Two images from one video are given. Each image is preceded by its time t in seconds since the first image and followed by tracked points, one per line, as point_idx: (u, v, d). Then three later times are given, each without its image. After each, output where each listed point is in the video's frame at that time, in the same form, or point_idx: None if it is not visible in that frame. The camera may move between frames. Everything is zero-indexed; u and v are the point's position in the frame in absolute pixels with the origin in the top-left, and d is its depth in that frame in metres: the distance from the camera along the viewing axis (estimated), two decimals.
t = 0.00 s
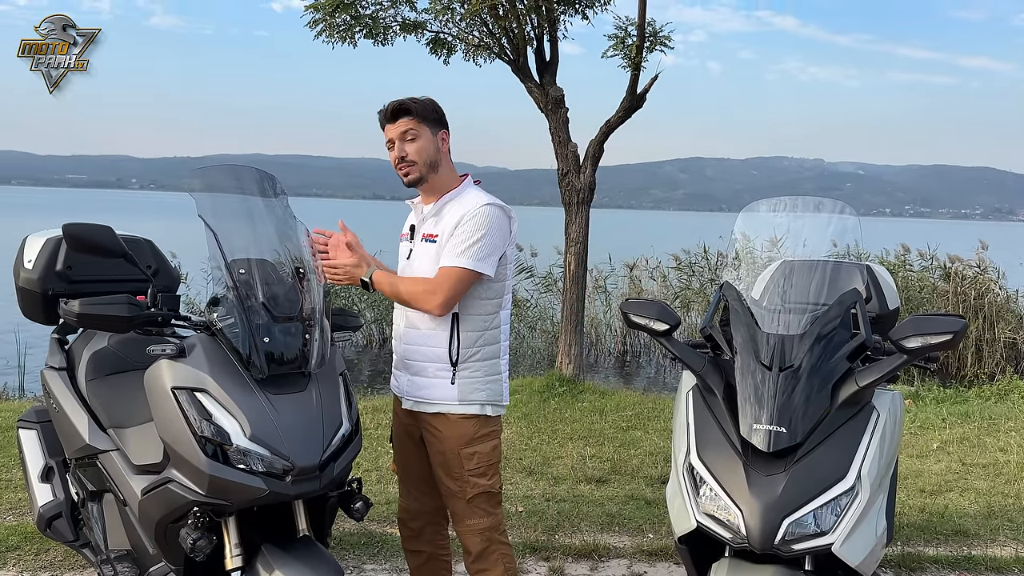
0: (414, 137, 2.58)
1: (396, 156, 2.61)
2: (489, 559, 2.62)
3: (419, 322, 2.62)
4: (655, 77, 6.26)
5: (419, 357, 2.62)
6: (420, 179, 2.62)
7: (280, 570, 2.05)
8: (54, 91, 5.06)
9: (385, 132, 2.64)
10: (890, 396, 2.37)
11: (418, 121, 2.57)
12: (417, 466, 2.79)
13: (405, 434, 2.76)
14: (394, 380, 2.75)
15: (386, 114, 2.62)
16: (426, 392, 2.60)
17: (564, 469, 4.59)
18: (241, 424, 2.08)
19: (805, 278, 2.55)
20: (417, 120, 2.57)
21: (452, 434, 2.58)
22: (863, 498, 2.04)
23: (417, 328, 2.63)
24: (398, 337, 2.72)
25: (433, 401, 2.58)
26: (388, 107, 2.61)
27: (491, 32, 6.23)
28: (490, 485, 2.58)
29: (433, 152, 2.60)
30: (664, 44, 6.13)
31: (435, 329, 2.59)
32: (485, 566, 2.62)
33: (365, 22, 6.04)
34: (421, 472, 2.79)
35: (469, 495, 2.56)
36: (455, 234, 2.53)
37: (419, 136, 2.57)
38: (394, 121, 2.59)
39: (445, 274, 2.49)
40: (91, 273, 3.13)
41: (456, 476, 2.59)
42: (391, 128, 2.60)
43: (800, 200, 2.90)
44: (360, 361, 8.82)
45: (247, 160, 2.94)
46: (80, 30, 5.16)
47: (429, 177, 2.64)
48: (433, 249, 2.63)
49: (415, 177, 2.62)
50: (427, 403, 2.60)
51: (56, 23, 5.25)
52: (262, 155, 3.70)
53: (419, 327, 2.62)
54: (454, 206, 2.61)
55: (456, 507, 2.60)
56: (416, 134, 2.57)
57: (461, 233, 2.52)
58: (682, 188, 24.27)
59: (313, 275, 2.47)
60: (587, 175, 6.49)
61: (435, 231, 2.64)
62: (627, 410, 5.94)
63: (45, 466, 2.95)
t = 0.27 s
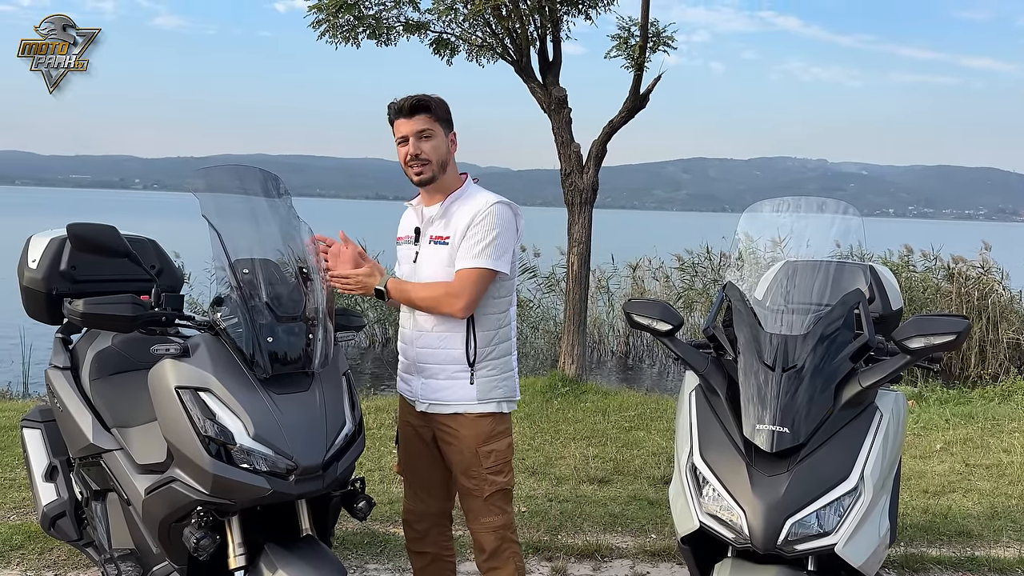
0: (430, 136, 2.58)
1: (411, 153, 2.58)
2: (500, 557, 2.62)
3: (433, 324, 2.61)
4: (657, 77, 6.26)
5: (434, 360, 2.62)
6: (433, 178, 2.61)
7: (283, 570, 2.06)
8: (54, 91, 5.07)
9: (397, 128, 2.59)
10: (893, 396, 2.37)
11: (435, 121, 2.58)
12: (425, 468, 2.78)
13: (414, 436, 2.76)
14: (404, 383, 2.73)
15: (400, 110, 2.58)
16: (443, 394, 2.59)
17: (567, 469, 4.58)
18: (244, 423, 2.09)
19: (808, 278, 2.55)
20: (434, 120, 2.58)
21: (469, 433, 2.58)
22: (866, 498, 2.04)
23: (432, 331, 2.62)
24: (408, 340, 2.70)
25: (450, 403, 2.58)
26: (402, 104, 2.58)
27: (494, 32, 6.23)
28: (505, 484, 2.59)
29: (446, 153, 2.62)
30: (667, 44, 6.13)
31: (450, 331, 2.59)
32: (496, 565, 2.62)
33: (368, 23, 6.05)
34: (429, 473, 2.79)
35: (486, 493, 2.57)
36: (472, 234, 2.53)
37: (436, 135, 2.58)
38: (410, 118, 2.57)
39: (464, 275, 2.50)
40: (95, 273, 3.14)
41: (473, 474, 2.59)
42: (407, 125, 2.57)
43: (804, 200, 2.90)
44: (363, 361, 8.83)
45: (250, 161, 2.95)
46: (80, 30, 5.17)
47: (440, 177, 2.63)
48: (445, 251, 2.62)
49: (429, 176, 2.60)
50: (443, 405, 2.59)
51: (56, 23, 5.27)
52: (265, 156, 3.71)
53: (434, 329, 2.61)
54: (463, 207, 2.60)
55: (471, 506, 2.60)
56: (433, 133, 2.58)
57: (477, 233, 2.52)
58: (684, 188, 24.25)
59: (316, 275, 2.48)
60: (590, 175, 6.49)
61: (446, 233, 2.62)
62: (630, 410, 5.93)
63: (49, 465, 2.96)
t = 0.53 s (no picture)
0: (449, 137, 2.57)
1: (428, 153, 2.56)
2: (505, 558, 2.62)
3: (444, 324, 2.62)
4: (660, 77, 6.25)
5: (445, 361, 2.62)
6: (447, 180, 2.61)
7: (285, 568, 2.06)
8: (55, 91, 5.08)
9: (415, 126, 2.57)
10: (896, 396, 2.37)
11: (454, 122, 2.57)
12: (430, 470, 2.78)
13: (420, 437, 2.76)
14: (412, 385, 2.72)
15: (419, 109, 2.56)
16: (454, 395, 2.59)
17: (569, 469, 4.58)
18: (247, 422, 2.09)
19: (810, 278, 2.55)
20: (454, 121, 2.57)
21: (479, 433, 2.59)
22: (867, 497, 2.04)
23: (443, 331, 2.62)
24: (418, 341, 2.69)
25: (461, 404, 2.58)
26: (422, 103, 2.56)
27: (496, 32, 6.23)
28: (512, 484, 2.59)
29: (463, 155, 2.62)
30: (670, 44, 6.13)
31: (462, 332, 2.59)
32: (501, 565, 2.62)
33: (370, 22, 6.05)
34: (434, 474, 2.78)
35: (494, 493, 2.57)
36: (490, 234, 2.54)
37: (454, 137, 2.58)
38: (430, 118, 2.55)
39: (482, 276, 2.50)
40: (98, 272, 3.14)
41: (481, 475, 2.59)
42: (426, 125, 2.55)
43: (806, 200, 2.90)
44: (365, 360, 8.84)
45: (253, 160, 2.95)
46: (80, 31, 5.18)
47: (454, 179, 2.63)
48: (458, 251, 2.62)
49: (444, 177, 2.60)
50: (454, 406, 2.59)
51: (57, 24, 5.27)
52: (268, 155, 3.71)
53: (445, 330, 2.61)
54: (479, 207, 2.61)
55: (478, 506, 2.60)
56: (452, 135, 2.57)
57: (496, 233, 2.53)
58: (686, 188, 24.23)
59: (319, 273, 2.48)
60: (592, 175, 6.49)
61: (461, 233, 2.62)
62: (632, 410, 5.93)
63: (52, 464, 2.96)
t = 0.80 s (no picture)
0: (457, 138, 2.55)
1: (438, 155, 2.55)
2: (519, 557, 2.63)
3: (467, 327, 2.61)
4: (661, 77, 6.25)
5: (467, 363, 2.61)
6: (457, 182, 2.58)
7: (286, 568, 2.06)
8: (54, 91, 5.08)
9: (422, 127, 2.56)
10: (897, 397, 2.37)
11: (462, 123, 2.56)
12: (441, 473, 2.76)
13: (432, 439, 2.73)
14: (429, 389, 2.69)
15: (426, 110, 2.55)
16: (478, 396, 2.59)
17: (569, 469, 4.58)
18: (247, 421, 2.09)
19: (811, 278, 2.55)
20: (461, 122, 2.56)
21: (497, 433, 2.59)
22: (868, 498, 2.04)
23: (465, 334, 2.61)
24: (438, 344, 2.66)
25: (484, 405, 2.58)
26: (429, 103, 2.55)
27: (498, 32, 6.23)
28: (530, 484, 2.60)
29: (471, 156, 2.61)
30: (671, 44, 6.13)
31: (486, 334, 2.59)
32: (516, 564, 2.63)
33: (372, 22, 6.05)
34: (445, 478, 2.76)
35: (512, 492, 2.58)
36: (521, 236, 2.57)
37: (463, 138, 2.56)
38: (437, 118, 2.54)
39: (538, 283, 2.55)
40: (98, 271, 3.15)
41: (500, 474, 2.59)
42: (433, 126, 2.53)
43: (807, 200, 2.90)
44: (366, 360, 8.84)
45: (254, 160, 2.95)
46: (80, 31, 5.18)
47: (464, 180, 2.61)
48: (479, 254, 2.59)
49: (456, 178, 2.57)
50: (478, 408, 2.59)
51: (57, 24, 5.28)
52: (268, 155, 3.71)
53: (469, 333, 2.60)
54: (500, 208, 2.61)
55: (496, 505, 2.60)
56: (460, 136, 2.56)
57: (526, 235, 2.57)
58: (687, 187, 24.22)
59: (320, 273, 2.48)
60: (593, 175, 6.49)
61: (480, 234, 2.60)
62: (632, 410, 5.93)
63: (53, 463, 2.97)
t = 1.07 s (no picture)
0: (488, 130, 2.55)
1: (468, 144, 2.52)
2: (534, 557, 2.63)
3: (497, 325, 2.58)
4: (662, 76, 6.26)
5: (497, 362, 2.58)
6: (485, 173, 2.55)
7: (288, 566, 2.06)
8: (55, 91, 5.08)
9: (454, 117, 2.54)
10: (898, 396, 2.37)
11: (493, 116, 2.57)
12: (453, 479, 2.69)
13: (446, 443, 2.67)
14: (451, 390, 2.62)
15: (459, 100, 2.55)
16: (508, 396, 2.57)
17: (570, 468, 4.58)
18: (249, 419, 2.09)
19: (812, 277, 2.55)
20: (492, 115, 2.57)
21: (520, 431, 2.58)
22: (870, 497, 2.04)
23: (496, 333, 2.57)
24: (464, 344, 2.60)
25: (514, 405, 2.57)
26: (464, 94, 2.55)
27: (499, 31, 6.23)
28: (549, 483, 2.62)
29: (500, 150, 2.60)
30: (672, 43, 6.13)
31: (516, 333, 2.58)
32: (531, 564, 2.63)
33: (373, 21, 6.06)
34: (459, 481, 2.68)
35: (534, 492, 2.59)
36: (559, 235, 2.62)
37: (493, 130, 2.56)
38: (470, 108, 2.53)
39: (599, 264, 2.64)
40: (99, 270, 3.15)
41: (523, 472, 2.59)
42: (466, 115, 2.52)
43: (809, 199, 2.90)
44: (366, 359, 8.84)
45: (256, 158, 2.95)
46: (80, 30, 5.18)
47: (490, 174, 2.59)
48: (512, 252, 2.57)
49: (483, 170, 2.54)
50: (505, 408, 2.58)
51: (57, 23, 5.28)
52: (269, 154, 3.71)
53: (499, 331, 2.58)
54: (530, 206, 2.62)
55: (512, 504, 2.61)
56: (491, 128, 2.55)
57: (561, 234, 2.62)
58: (687, 187, 24.22)
59: (321, 272, 2.48)
60: (593, 174, 6.49)
61: (511, 232, 2.58)
62: (633, 409, 5.93)
63: (54, 461, 2.97)
